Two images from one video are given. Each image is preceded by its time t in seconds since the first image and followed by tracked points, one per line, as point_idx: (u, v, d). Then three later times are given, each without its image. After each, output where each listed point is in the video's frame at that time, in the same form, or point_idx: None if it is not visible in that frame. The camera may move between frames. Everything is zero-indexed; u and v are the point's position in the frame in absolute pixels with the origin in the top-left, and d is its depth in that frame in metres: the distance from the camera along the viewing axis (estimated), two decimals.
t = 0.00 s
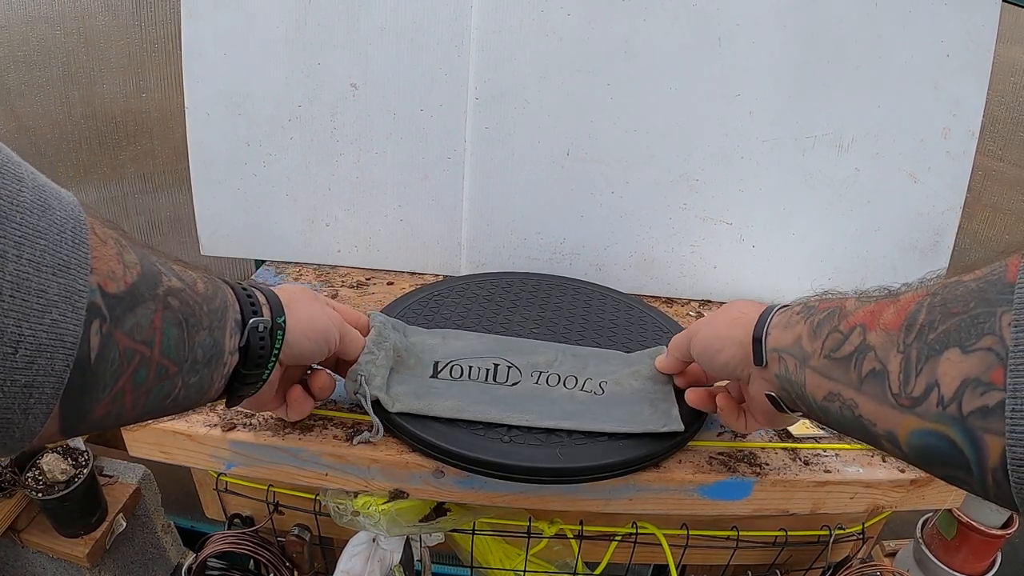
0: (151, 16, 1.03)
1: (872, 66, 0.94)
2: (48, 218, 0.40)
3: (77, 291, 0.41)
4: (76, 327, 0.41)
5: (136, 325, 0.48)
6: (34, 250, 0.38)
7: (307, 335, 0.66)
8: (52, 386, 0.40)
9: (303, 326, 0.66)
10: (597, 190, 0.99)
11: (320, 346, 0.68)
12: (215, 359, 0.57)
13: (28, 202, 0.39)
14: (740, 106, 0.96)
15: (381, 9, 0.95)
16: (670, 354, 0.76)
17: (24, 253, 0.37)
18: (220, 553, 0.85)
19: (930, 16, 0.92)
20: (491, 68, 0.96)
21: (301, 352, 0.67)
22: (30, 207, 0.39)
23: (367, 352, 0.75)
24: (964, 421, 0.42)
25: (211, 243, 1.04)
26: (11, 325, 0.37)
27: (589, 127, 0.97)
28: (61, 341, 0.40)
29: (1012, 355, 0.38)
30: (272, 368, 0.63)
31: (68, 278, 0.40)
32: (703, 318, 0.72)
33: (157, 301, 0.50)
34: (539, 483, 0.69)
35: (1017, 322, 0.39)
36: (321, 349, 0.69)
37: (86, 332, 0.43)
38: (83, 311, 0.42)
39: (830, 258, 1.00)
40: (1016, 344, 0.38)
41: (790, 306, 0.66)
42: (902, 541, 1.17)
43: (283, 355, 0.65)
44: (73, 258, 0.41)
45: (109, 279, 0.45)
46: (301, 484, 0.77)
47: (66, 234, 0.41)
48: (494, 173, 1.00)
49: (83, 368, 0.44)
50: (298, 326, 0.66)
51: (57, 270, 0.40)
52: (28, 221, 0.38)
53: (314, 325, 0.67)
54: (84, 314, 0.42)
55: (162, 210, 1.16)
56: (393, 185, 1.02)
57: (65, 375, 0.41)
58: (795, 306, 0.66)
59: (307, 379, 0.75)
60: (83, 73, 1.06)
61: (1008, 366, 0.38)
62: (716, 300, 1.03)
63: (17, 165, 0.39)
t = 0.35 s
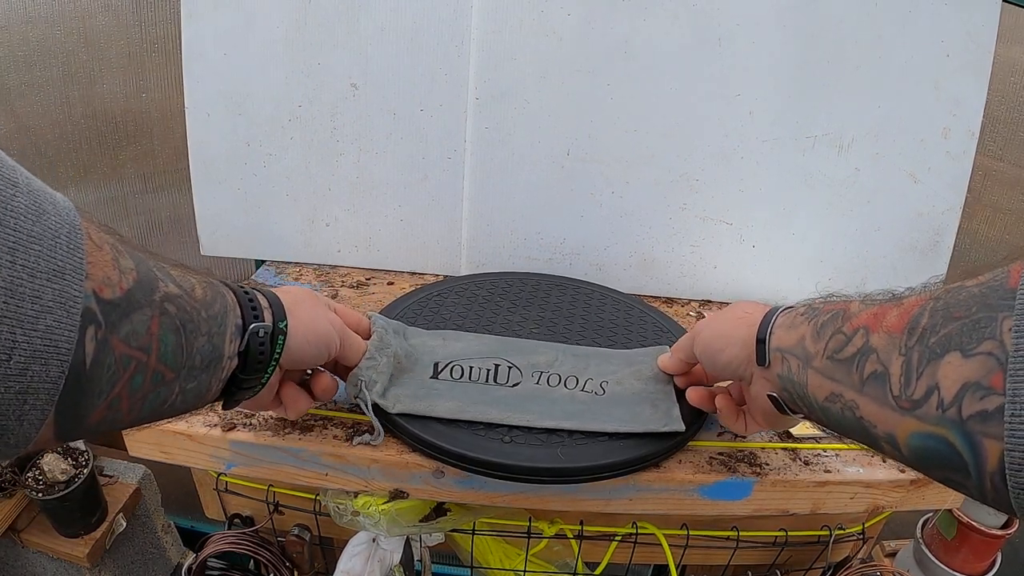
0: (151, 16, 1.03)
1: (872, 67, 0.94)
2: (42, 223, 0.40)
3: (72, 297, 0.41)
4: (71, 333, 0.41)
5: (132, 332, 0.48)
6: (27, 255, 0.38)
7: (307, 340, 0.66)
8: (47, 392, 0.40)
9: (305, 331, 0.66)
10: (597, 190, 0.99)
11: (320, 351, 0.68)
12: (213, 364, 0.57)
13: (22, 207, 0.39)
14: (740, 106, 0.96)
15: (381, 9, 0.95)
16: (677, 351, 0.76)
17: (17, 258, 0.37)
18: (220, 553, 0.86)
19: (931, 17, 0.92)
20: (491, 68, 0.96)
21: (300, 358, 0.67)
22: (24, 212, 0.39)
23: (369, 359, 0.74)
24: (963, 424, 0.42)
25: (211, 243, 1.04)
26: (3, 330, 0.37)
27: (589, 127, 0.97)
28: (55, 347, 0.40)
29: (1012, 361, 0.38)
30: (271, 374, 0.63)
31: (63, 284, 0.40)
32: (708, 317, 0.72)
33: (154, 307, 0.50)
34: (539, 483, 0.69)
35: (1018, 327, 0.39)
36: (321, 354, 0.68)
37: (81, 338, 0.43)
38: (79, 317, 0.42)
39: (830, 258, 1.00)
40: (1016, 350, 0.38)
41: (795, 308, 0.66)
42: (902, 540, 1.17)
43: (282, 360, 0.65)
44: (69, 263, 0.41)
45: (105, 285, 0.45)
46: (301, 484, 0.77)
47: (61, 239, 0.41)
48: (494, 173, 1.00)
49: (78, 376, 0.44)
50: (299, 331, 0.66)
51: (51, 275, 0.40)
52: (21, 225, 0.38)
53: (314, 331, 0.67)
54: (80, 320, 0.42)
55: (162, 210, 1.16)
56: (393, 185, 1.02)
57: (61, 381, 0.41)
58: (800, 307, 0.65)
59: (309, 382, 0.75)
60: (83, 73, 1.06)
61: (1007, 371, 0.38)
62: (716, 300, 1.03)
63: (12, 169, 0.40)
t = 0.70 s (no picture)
0: (151, 16, 1.03)
1: (872, 67, 0.94)
2: (63, 231, 0.39)
3: (91, 307, 0.40)
4: (89, 343, 0.41)
5: (150, 345, 0.47)
6: (46, 265, 0.38)
7: (325, 359, 0.66)
8: (60, 401, 0.40)
9: (325, 349, 0.66)
10: (598, 190, 0.99)
11: (337, 368, 0.68)
12: (228, 378, 0.56)
13: (42, 215, 0.38)
14: (740, 106, 0.96)
15: (381, 9, 0.95)
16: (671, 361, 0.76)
17: (37, 268, 0.37)
18: (220, 553, 0.86)
19: (931, 18, 0.92)
20: (491, 68, 0.96)
21: (314, 374, 0.67)
22: (44, 220, 0.38)
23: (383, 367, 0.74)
24: (966, 437, 0.42)
25: (211, 243, 1.04)
26: (20, 342, 0.36)
27: (589, 127, 0.97)
28: (71, 357, 0.40)
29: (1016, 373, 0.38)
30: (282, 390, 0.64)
31: (82, 294, 0.40)
32: (705, 326, 0.72)
33: (174, 321, 0.49)
34: (539, 483, 0.69)
35: (1021, 339, 0.39)
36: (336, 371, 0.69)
37: (98, 350, 0.43)
38: (97, 327, 0.41)
39: (830, 258, 1.00)
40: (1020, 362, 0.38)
41: (789, 317, 0.66)
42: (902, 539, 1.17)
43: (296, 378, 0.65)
44: (88, 272, 0.41)
45: (125, 297, 0.45)
46: (301, 484, 0.77)
47: (81, 248, 0.40)
48: (494, 173, 1.00)
49: (94, 386, 0.44)
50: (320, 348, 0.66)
51: (70, 285, 0.39)
52: (42, 234, 0.38)
53: (334, 349, 0.67)
54: (97, 329, 0.42)
55: (162, 209, 1.16)
56: (393, 185, 1.02)
57: (75, 390, 0.41)
58: (793, 318, 0.65)
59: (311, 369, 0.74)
60: (83, 73, 1.06)
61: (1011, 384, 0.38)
62: (716, 300, 1.03)
63: (33, 175, 0.39)
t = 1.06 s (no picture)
0: (151, 17, 1.03)
1: (873, 66, 0.93)
2: (57, 211, 0.39)
3: (86, 288, 0.40)
4: (83, 324, 0.40)
5: (144, 327, 0.47)
6: (41, 244, 0.37)
7: (319, 352, 0.66)
8: (54, 382, 0.40)
9: (320, 342, 0.66)
10: (597, 189, 0.99)
11: (331, 362, 0.68)
12: (221, 362, 0.55)
13: (36, 193, 0.38)
14: (740, 106, 0.95)
15: (380, 9, 0.95)
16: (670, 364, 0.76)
17: (31, 246, 0.37)
18: (219, 553, 0.86)
19: (933, 17, 0.91)
20: (490, 68, 0.96)
21: (308, 364, 0.67)
22: (39, 199, 0.38)
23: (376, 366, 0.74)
24: (972, 445, 0.42)
25: (210, 243, 1.04)
26: (14, 321, 0.36)
27: (588, 127, 0.97)
28: (67, 338, 0.39)
29: None
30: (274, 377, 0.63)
31: (77, 274, 0.40)
32: (705, 332, 0.72)
33: (168, 303, 0.49)
34: (536, 484, 0.69)
35: None
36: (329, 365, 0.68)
37: (92, 331, 0.42)
38: (91, 308, 0.41)
39: (830, 258, 1.00)
40: None
41: (788, 321, 0.65)
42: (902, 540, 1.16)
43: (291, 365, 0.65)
44: (82, 253, 0.40)
45: (119, 278, 0.44)
46: (299, 484, 0.77)
47: (76, 228, 0.40)
48: (494, 173, 0.99)
49: (88, 367, 0.43)
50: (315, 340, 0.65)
51: (65, 265, 0.39)
52: (36, 213, 0.37)
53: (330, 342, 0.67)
54: (92, 311, 0.41)
55: (163, 210, 1.14)
56: (392, 185, 1.01)
57: (69, 371, 0.41)
58: (792, 321, 0.65)
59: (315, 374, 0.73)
60: (83, 74, 1.06)
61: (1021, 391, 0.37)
62: (716, 300, 1.03)
63: (28, 154, 0.39)
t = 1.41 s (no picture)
0: (152, 17, 1.03)
1: (874, 66, 0.93)
2: (66, 208, 0.39)
3: (93, 288, 0.40)
4: (91, 325, 0.40)
5: (153, 328, 0.46)
6: (48, 243, 0.37)
7: (327, 356, 0.65)
8: (61, 384, 0.40)
9: (327, 346, 0.65)
10: (597, 190, 0.99)
11: (338, 367, 0.67)
12: (231, 363, 0.55)
13: (45, 190, 0.38)
14: (740, 106, 0.95)
15: (380, 8, 0.95)
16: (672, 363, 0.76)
17: (38, 245, 0.37)
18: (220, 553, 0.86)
19: (934, 17, 0.91)
20: (490, 67, 0.96)
21: (316, 367, 0.66)
22: (47, 197, 0.38)
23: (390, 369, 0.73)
24: (976, 446, 0.41)
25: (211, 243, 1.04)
26: (20, 322, 0.36)
27: (588, 127, 0.97)
28: (73, 339, 0.39)
29: None
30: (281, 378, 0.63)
31: (85, 273, 0.40)
32: (706, 332, 0.72)
33: (178, 303, 0.48)
34: (538, 484, 0.69)
35: None
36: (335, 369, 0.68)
37: (101, 331, 0.42)
38: (99, 308, 0.41)
39: (831, 257, 1.00)
40: None
41: (789, 323, 0.65)
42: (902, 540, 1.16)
43: (299, 367, 0.65)
44: (91, 251, 0.40)
45: (128, 277, 0.44)
46: (299, 484, 0.77)
47: (84, 226, 0.40)
48: (494, 173, 0.99)
49: (95, 368, 0.43)
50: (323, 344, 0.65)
51: (73, 265, 0.39)
52: (43, 211, 0.37)
53: (340, 347, 0.66)
54: (99, 311, 0.41)
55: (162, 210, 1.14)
56: (392, 184, 1.01)
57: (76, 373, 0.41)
58: (792, 324, 0.65)
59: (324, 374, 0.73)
60: (83, 74, 1.06)
61: None
62: (716, 300, 1.03)
63: (38, 149, 0.39)
